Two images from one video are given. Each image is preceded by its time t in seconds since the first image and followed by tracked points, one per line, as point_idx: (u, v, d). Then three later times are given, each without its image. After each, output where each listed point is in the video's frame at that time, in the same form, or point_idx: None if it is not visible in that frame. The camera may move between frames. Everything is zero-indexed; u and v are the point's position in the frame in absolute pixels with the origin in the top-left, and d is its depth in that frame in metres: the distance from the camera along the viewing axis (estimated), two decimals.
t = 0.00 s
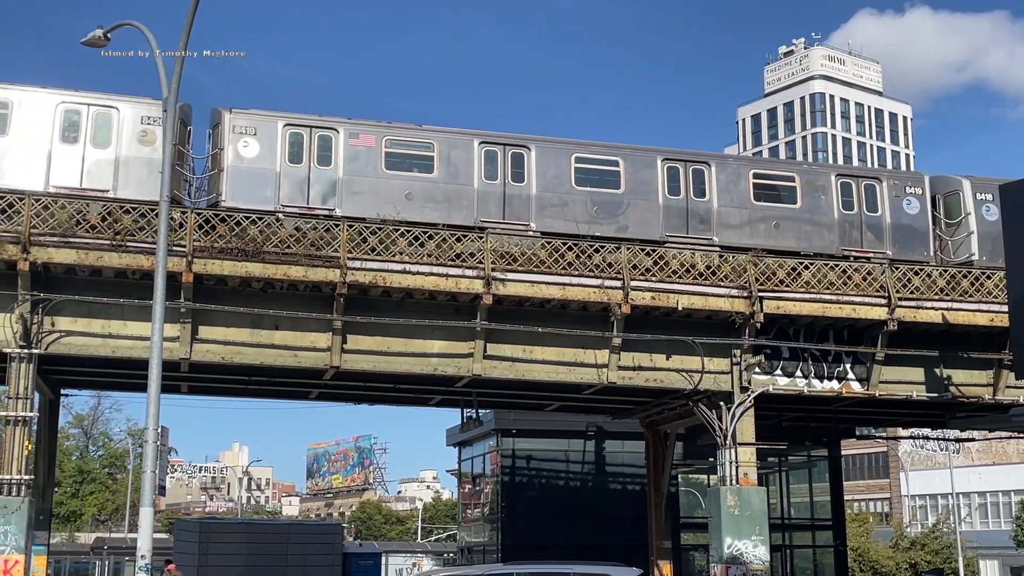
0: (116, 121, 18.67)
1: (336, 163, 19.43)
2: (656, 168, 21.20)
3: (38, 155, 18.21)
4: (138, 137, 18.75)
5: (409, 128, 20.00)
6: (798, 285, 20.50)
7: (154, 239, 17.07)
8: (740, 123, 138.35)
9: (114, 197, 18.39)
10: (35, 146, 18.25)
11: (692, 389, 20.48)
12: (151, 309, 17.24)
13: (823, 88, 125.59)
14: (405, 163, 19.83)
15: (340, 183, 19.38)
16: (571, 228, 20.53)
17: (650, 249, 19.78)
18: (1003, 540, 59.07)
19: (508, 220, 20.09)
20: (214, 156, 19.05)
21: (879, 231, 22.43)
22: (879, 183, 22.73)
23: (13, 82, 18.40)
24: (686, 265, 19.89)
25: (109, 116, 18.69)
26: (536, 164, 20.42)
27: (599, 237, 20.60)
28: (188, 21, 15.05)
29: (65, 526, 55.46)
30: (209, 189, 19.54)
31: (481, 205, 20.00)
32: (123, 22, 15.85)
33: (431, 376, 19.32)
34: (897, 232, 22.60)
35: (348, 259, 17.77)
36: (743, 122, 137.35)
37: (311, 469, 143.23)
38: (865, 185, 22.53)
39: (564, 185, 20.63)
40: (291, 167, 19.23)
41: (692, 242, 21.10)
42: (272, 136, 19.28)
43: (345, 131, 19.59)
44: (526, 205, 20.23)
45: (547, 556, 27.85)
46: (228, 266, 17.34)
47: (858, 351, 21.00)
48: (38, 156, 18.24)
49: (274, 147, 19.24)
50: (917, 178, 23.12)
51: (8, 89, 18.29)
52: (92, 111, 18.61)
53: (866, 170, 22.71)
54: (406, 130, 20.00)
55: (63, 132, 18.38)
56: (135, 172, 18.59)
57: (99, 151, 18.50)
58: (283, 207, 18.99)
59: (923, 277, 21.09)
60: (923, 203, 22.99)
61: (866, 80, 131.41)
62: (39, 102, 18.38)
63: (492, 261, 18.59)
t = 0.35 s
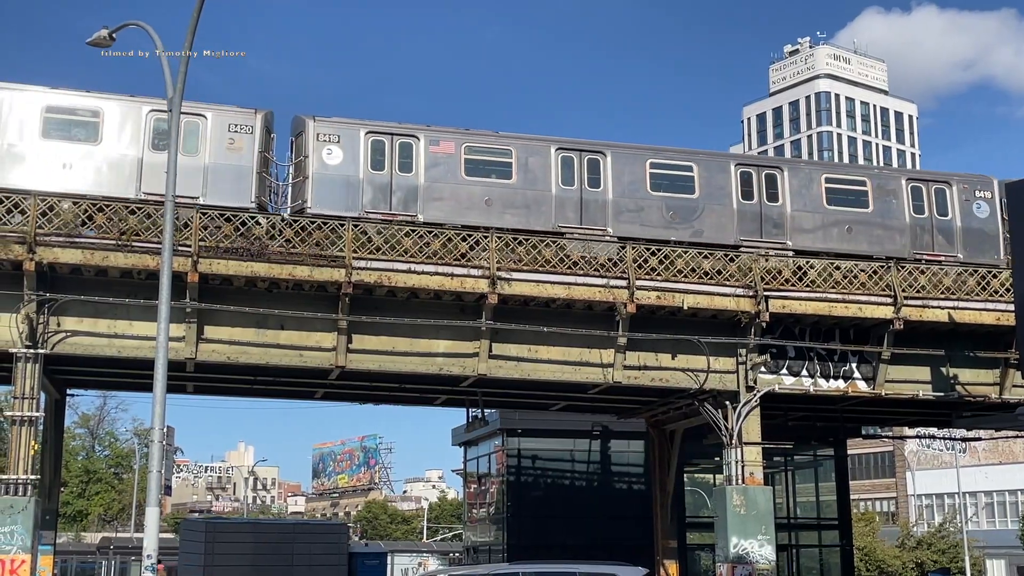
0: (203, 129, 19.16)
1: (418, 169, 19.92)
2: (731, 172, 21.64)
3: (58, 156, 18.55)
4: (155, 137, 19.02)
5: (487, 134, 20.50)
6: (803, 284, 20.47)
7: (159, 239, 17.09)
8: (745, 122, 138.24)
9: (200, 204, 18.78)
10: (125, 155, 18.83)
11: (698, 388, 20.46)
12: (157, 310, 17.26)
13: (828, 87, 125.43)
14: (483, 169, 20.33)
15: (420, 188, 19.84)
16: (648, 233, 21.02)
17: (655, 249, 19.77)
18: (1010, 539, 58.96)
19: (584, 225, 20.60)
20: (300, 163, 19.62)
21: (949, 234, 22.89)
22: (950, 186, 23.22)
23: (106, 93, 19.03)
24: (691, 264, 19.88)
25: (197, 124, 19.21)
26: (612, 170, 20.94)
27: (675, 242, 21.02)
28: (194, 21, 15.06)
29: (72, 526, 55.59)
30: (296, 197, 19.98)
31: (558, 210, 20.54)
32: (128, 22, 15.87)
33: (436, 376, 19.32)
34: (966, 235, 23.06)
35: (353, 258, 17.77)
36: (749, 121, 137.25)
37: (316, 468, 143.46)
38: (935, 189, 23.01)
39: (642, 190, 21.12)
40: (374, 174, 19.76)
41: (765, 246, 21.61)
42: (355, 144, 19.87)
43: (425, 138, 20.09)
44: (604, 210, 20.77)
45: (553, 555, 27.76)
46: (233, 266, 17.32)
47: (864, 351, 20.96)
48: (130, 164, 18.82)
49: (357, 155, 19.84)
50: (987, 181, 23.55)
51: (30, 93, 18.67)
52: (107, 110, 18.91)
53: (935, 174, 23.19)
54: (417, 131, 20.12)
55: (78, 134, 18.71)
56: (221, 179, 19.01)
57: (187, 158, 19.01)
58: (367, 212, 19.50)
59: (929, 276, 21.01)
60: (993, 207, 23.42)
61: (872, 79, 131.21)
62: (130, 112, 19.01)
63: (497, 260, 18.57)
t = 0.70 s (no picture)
0: (289, 137, 19.58)
1: (497, 176, 20.31)
2: (802, 178, 22.09)
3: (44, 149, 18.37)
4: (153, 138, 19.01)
5: (494, 135, 20.55)
6: (809, 284, 20.46)
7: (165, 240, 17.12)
8: (750, 122, 138.13)
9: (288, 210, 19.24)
10: (213, 163, 19.26)
11: (703, 388, 20.45)
12: (163, 310, 17.30)
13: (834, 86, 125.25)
14: (559, 175, 20.72)
15: (499, 196, 20.23)
16: (721, 238, 21.39)
17: (660, 248, 19.79)
18: (1017, 539, 58.83)
19: (660, 230, 21.01)
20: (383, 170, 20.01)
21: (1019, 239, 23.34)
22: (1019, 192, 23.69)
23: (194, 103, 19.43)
24: (696, 264, 19.87)
25: (282, 132, 19.64)
26: (687, 175, 21.33)
27: (749, 247, 21.45)
28: (200, 22, 15.08)
29: (78, 527, 55.67)
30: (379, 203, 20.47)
31: (635, 216, 20.93)
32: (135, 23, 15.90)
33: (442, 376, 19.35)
34: None
35: (359, 259, 17.80)
36: (754, 121, 137.13)
37: (322, 468, 143.62)
38: (1003, 194, 23.45)
39: (715, 196, 21.51)
40: (453, 181, 20.17)
41: (837, 251, 21.94)
42: (435, 151, 20.28)
43: (503, 145, 20.47)
44: (678, 216, 21.14)
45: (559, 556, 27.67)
46: (240, 266, 17.38)
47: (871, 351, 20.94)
48: (218, 172, 19.24)
49: (437, 162, 20.23)
50: None
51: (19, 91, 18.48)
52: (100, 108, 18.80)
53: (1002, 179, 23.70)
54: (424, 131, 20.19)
55: (58, 131, 18.49)
56: (306, 186, 19.46)
57: (274, 166, 19.42)
58: (448, 219, 19.89)
59: (935, 276, 21.03)
60: None
61: (878, 78, 130.98)
62: (217, 121, 19.41)
63: (503, 261, 18.60)
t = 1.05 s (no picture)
0: (370, 145, 19.70)
1: (572, 183, 20.54)
2: (872, 185, 22.31)
3: (11, 153, 18.17)
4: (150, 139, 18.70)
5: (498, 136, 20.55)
6: (814, 285, 20.44)
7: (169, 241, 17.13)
8: (755, 123, 138.01)
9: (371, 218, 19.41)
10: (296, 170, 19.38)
11: (707, 389, 20.43)
12: (168, 312, 17.33)
13: (839, 87, 125.12)
14: (632, 182, 20.91)
15: (574, 203, 20.50)
16: (794, 244, 21.62)
17: (665, 249, 19.79)
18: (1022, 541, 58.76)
19: (732, 236, 21.23)
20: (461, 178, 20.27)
21: None
22: None
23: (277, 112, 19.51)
24: (701, 265, 19.87)
25: (363, 140, 19.76)
26: (759, 182, 21.52)
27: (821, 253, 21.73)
28: (204, 23, 15.10)
29: (83, 527, 55.76)
30: (456, 211, 20.70)
31: (708, 223, 21.14)
32: (140, 25, 15.94)
33: (446, 377, 19.35)
34: None
35: (363, 260, 17.82)
36: (758, 122, 137.01)
37: (326, 469, 143.67)
38: None
39: (788, 203, 21.73)
40: (530, 188, 20.37)
41: (908, 257, 22.25)
42: (511, 158, 20.48)
43: (578, 153, 20.71)
44: (751, 222, 21.35)
45: (563, 557, 27.51)
46: (244, 267, 17.37)
47: (875, 352, 20.90)
48: (301, 180, 19.37)
49: (514, 169, 20.43)
50: None
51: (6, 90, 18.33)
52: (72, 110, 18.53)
53: None
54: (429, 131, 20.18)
55: (53, 132, 18.36)
56: (389, 193, 19.60)
57: (356, 174, 19.56)
58: (525, 226, 20.14)
59: (939, 278, 21.01)
60: None
61: (882, 79, 130.82)
62: (300, 129, 19.52)
63: (507, 262, 18.62)
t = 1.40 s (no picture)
0: (445, 154, 20.48)
1: (642, 192, 21.40)
2: (937, 193, 23.30)
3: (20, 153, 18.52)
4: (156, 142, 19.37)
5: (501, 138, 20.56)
6: (816, 288, 20.40)
7: (172, 242, 17.19)
8: (757, 125, 138.03)
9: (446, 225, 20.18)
10: (373, 178, 20.11)
11: (709, 392, 20.43)
12: (170, 314, 17.33)
13: (841, 90, 125.10)
14: (703, 191, 21.82)
15: (644, 210, 21.33)
16: (860, 251, 22.56)
17: (667, 251, 19.76)
18: None
19: (801, 243, 22.17)
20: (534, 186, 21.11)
21: None
22: None
23: (355, 122, 20.30)
24: (703, 268, 19.84)
25: (438, 150, 20.52)
26: (826, 191, 22.51)
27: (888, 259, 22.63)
28: (207, 24, 15.11)
29: (84, 528, 55.76)
30: (529, 218, 21.53)
31: (776, 230, 22.11)
32: (143, 26, 15.95)
33: (448, 379, 19.35)
34: None
35: (364, 261, 17.85)
36: (760, 124, 137.02)
37: (327, 471, 143.76)
38: None
39: (854, 211, 22.70)
40: (601, 197, 21.25)
41: (973, 263, 23.13)
42: (583, 168, 21.37)
43: (648, 161, 21.61)
44: (818, 229, 22.31)
45: (563, 558, 26.56)
46: (246, 269, 17.35)
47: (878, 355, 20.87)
48: (378, 188, 20.09)
49: (585, 177, 21.31)
50: None
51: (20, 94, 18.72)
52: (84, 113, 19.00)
53: None
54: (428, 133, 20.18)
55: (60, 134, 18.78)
56: (462, 202, 20.39)
57: (431, 182, 20.30)
58: (597, 234, 20.99)
59: (942, 281, 20.97)
60: None
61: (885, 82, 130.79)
62: (377, 139, 20.27)
63: (508, 264, 18.62)
